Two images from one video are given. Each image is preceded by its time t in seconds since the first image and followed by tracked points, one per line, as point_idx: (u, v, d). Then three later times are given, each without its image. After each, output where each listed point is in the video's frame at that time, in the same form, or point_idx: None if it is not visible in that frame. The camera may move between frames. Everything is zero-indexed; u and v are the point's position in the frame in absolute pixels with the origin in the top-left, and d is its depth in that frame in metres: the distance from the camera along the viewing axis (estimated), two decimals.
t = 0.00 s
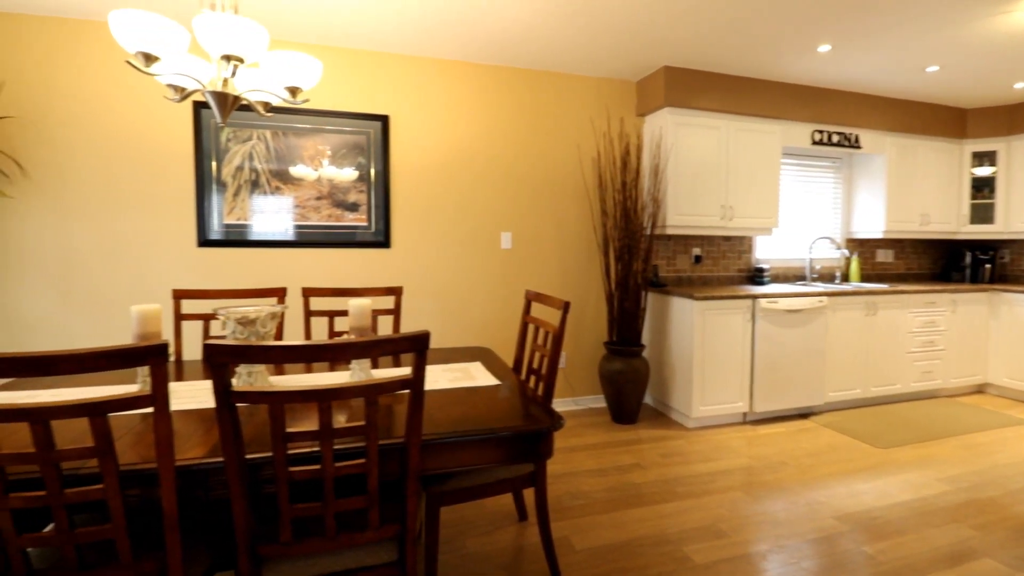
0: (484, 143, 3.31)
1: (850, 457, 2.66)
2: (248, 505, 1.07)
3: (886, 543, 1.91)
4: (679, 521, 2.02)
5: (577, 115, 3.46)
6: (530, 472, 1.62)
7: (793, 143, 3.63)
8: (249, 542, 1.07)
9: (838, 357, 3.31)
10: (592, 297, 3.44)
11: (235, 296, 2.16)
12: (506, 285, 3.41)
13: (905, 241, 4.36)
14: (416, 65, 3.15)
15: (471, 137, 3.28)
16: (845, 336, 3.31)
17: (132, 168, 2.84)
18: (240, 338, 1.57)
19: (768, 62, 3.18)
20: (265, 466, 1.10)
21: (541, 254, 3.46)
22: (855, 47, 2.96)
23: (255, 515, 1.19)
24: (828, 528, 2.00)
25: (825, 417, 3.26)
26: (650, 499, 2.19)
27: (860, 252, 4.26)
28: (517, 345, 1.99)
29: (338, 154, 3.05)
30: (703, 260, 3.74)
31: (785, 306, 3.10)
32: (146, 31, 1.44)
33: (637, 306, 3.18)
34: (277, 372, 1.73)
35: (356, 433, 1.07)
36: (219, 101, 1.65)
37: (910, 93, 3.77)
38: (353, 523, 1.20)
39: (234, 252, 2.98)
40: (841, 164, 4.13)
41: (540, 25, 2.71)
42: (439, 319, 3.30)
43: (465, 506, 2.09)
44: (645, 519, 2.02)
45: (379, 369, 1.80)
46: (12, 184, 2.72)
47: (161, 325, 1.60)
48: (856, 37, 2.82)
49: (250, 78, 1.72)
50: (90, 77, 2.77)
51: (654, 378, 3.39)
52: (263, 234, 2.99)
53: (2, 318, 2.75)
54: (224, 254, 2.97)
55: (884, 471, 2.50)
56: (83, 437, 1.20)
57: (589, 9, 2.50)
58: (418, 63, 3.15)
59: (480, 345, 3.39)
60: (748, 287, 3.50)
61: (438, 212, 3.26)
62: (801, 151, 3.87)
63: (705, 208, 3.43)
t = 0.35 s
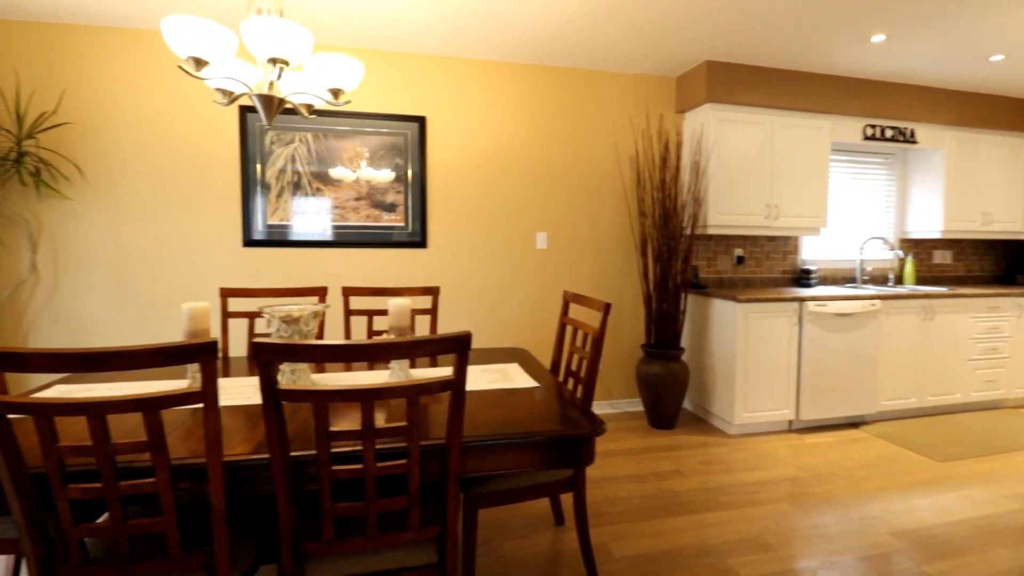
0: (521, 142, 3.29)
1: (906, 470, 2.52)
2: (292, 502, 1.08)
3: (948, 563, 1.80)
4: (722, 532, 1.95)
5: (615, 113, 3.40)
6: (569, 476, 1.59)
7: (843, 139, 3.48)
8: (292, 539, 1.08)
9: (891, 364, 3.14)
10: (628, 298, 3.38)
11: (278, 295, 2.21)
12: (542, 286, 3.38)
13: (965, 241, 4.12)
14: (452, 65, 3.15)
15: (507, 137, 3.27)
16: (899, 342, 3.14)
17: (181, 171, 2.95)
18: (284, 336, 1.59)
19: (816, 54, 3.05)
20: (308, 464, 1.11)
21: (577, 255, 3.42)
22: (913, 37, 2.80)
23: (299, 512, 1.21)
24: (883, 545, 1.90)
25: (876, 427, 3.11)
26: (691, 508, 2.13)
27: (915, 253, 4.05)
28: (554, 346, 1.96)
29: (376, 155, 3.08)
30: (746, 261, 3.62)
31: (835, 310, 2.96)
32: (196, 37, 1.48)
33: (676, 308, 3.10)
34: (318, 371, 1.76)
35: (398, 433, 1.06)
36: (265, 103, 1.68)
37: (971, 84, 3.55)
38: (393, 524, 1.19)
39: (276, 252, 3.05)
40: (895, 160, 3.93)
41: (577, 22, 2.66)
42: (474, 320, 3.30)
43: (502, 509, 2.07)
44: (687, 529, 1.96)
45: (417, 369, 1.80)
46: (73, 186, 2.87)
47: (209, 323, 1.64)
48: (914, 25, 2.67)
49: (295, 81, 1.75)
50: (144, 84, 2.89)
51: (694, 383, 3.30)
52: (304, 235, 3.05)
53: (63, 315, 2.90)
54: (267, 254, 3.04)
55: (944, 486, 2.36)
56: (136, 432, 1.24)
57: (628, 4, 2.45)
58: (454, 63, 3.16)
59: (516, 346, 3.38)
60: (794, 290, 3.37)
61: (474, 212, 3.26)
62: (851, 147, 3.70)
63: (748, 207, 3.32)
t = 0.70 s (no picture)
0: (554, 140, 3.26)
1: (960, 483, 2.39)
2: (329, 500, 1.08)
3: None
4: (763, 542, 1.88)
5: (649, 110, 3.33)
6: (604, 480, 1.55)
7: (891, 134, 3.33)
8: (330, 536, 1.08)
9: (943, 370, 2.99)
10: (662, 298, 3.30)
11: (314, 293, 2.24)
12: (574, 287, 3.34)
13: None
14: (485, 65, 3.15)
15: (539, 136, 3.24)
16: (952, 347, 2.98)
17: (222, 173, 3.03)
18: (321, 334, 1.61)
19: (863, 45, 2.92)
20: (345, 462, 1.11)
21: (610, 255, 3.36)
22: (969, 25, 2.65)
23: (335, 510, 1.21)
24: (937, 562, 1.79)
25: (927, 437, 2.96)
26: (729, 516, 2.06)
27: (968, 253, 3.84)
28: (589, 348, 1.92)
29: (409, 156, 3.11)
30: (786, 262, 3.50)
31: (882, 313, 2.83)
32: (239, 39, 1.51)
33: (713, 310, 3.01)
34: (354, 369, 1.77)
35: (434, 433, 1.05)
36: (304, 104, 1.70)
37: None
38: (429, 524, 1.19)
39: (312, 252, 3.11)
40: (947, 156, 3.74)
41: (612, 18, 2.62)
42: (506, 320, 3.29)
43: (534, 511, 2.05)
44: (725, 538, 1.90)
45: (450, 369, 1.79)
46: (121, 188, 2.98)
47: (250, 320, 1.67)
48: (971, 12, 2.52)
49: (332, 82, 1.77)
50: (188, 88, 2.99)
51: (731, 387, 3.20)
52: (339, 234, 3.10)
53: (112, 312, 3.02)
54: (304, 254, 3.10)
55: (1003, 501, 2.22)
56: (180, 426, 1.27)
57: None
58: (487, 62, 3.15)
59: (547, 347, 3.35)
60: (838, 291, 3.23)
61: (505, 212, 3.25)
62: (900, 142, 3.54)
63: (789, 205, 3.21)
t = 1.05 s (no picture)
0: (591, 138, 3.20)
1: None
2: (370, 499, 1.08)
3: None
4: (813, 557, 1.79)
5: (689, 105, 3.24)
6: (646, 487, 1.50)
7: (949, 127, 3.15)
8: (370, 536, 1.08)
9: (1008, 378, 2.80)
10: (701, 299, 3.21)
11: (352, 292, 2.26)
12: (611, 287, 3.28)
13: None
14: (521, 63, 3.13)
15: (575, 133, 3.19)
16: (1018, 353, 2.79)
17: (264, 174, 3.11)
18: (360, 332, 1.62)
19: (920, 33, 2.77)
20: (386, 461, 1.11)
21: (647, 255, 3.29)
22: None
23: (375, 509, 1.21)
24: None
25: (990, 450, 2.78)
26: (775, 528, 1.97)
27: None
28: (628, 350, 1.87)
29: (444, 155, 3.11)
30: (834, 262, 3.35)
31: (942, 317, 2.67)
32: (282, 40, 1.53)
33: (756, 312, 2.90)
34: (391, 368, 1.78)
35: (475, 435, 1.03)
36: (344, 103, 1.71)
37: None
38: (468, 527, 1.17)
39: (350, 251, 3.15)
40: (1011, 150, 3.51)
41: (651, 12, 2.55)
42: (540, 321, 3.26)
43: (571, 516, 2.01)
44: (772, 551, 1.82)
45: (487, 369, 1.78)
46: (170, 189, 3.09)
47: (292, 318, 1.70)
48: None
49: (372, 81, 1.77)
50: (232, 92, 3.07)
51: (775, 392, 3.08)
52: (375, 234, 3.13)
53: (160, 309, 3.13)
54: (342, 253, 3.15)
55: None
56: (225, 422, 1.29)
57: None
58: (523, 60, 3.13)
59: (583, 348, 3.30)
60: (891, 293, 3.07)
61: (541, 211, 3.21)
62: (960, 136, 3.34)
63: (838, 203, 3.07)
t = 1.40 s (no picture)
0: (627, 135, 3.14)
1: None
2: (408, 499, 1.07)
3: None
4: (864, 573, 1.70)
5: (729, 100, 3.14)
6: (688, 495, 1.45)
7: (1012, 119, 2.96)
8: (408, 536, 1.07)
9: None
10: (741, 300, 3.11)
11: (388, 290, 2.27)
12: (646, 287, 3.21)
13: None
14: (556, 60, 3.09)
15: (611, 130, 3.14)
16: None
17: (302, 174, 3.17)
18: (397, 330, 1.62)
19: (980, 19, 2.61)
20: (425, 460, 1.10)
21: (685, 254, 3.20)
22: None
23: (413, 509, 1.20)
24: None
25: None
26: (822, 540, 1.89)
27: None
28: (668, 352, 1.82)
29: (477, 154, 3.11)
30: (884, 262, 3.19)
31: (1004, 321, 2.51)
32: (323, 40, 1.55)
33: (802, 314, 2.80)
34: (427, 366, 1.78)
35: (516, 436, 1.01)
36: (382, 101, 1.72)
37: None
38: (507, 530, 1.14)
39: (385, 250, 3.18)
40: None
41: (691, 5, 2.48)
42: (574, 321, 3.22)
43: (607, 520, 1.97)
44: (820, 565, 1.74)
45: (523, 369, 1.76)
46: (213, 189, 3.18)
47: (331, 315, 1.71)
48: None
49: (410, 79, 1.77)
50: (272, 94, 3.14)
51: (820, 398, 2.96)
52: (409, 233, 3.15)
53: (203, 306, 3.22)
54: (377, 252, 3.18)
55: None
56: (267, 418, 1.30)
57: None
58: (559, 56, 3.09)
59: (617, 349, 3.24)
60: (947, 295, 2.91)
61: (575, 210, 3.17)
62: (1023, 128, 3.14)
63: (890, 200, 2.93)
